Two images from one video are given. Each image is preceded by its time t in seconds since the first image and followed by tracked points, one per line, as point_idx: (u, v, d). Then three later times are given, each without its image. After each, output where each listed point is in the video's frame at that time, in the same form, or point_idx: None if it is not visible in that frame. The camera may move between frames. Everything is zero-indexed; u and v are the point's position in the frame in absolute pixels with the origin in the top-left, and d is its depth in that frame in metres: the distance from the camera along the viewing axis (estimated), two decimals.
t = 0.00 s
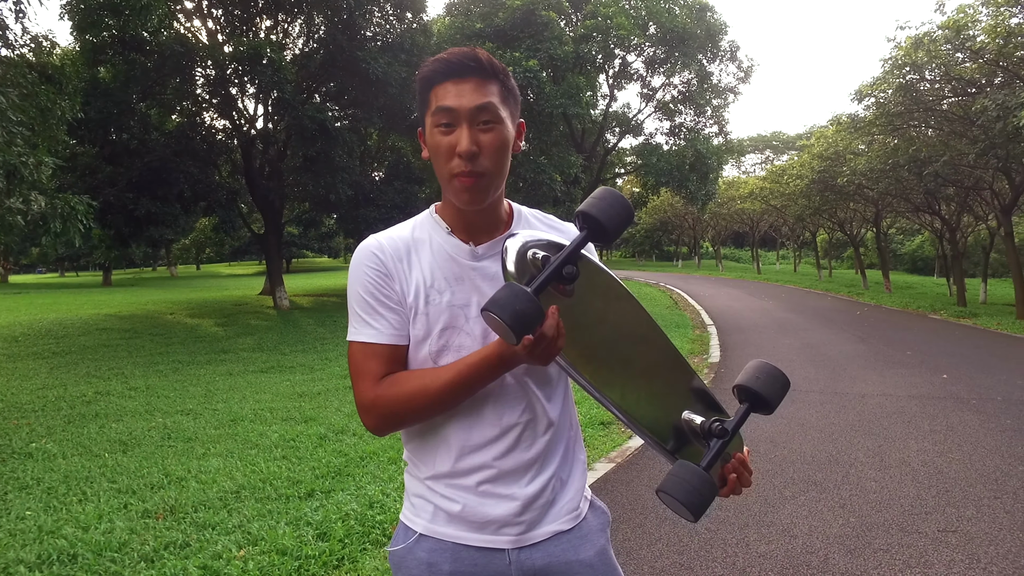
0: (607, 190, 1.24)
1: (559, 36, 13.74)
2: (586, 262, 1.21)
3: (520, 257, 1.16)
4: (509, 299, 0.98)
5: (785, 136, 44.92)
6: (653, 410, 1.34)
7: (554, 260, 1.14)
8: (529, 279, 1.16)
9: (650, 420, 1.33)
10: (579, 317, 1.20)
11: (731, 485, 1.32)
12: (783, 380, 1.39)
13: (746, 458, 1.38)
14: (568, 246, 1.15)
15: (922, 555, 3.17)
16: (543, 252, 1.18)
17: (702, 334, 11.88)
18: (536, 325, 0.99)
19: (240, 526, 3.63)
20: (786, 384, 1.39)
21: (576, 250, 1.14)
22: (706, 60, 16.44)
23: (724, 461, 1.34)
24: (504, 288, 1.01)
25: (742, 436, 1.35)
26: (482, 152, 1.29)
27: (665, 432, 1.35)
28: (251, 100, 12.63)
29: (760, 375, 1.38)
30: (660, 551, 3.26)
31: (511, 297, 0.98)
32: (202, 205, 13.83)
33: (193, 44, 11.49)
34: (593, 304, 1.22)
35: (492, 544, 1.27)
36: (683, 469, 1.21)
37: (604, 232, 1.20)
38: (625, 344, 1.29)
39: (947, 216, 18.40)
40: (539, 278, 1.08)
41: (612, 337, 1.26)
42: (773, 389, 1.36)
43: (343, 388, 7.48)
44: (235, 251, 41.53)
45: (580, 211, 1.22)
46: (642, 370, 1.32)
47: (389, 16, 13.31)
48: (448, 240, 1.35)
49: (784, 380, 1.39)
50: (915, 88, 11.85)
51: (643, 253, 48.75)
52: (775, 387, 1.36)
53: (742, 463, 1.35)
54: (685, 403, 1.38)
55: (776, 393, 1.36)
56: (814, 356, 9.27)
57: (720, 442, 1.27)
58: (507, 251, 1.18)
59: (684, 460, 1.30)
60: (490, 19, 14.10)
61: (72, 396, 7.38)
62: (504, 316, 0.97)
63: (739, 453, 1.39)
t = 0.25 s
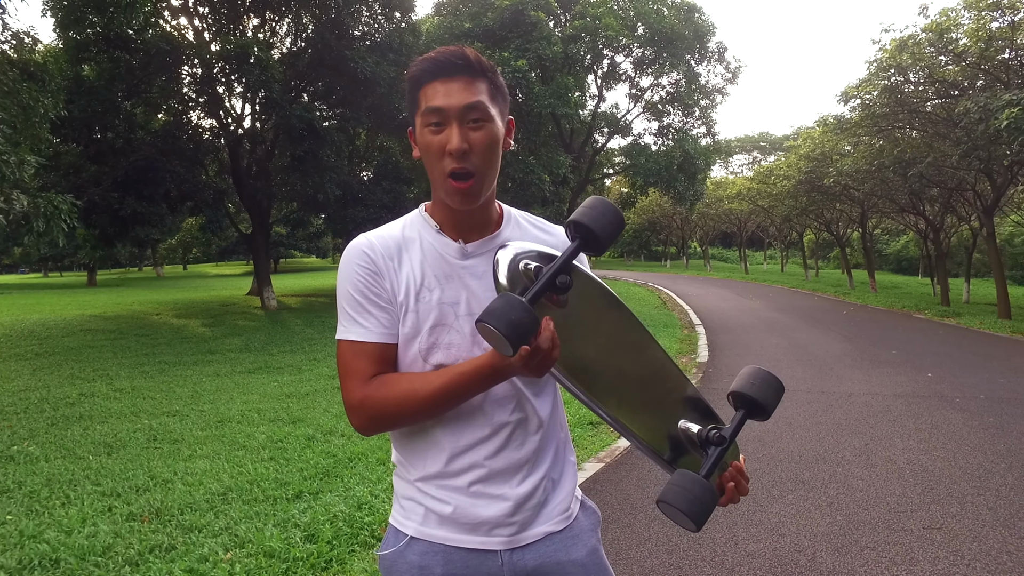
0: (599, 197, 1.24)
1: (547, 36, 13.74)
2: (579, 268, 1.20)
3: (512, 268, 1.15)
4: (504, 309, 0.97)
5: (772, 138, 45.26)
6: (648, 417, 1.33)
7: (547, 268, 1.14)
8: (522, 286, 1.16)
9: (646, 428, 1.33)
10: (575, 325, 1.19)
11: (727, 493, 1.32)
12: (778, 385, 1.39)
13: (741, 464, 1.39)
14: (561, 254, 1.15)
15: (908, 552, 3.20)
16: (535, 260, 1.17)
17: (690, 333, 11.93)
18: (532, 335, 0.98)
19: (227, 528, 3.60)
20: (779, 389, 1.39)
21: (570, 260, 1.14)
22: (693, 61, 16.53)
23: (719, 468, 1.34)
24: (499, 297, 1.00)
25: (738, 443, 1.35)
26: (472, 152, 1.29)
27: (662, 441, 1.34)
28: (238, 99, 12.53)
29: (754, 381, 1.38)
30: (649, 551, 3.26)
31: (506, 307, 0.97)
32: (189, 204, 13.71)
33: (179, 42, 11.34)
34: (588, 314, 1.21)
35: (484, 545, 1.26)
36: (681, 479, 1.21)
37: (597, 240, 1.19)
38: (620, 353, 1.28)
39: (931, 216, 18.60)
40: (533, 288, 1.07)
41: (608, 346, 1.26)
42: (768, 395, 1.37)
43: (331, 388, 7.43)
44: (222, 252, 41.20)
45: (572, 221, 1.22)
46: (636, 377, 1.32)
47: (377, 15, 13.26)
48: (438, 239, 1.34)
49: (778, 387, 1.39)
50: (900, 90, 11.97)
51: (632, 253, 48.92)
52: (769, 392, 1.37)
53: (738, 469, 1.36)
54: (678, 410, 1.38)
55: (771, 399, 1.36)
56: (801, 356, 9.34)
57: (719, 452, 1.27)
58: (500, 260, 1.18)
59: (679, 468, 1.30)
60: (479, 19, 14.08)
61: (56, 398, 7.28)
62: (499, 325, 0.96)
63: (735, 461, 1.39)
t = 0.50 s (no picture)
0: (594, 194, 1.23)
1: (538, 36, 13.73)
2: (573, 266, 1.20)
3: (507, 261, 1.15)
4: (496, 301, 0.97)
5: (762, 138, 45.48)
6: (640, 415, 1.33)
7: (541, 264, 1.14)
8: (516, 282, 1.15)
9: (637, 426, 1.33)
10: (566, 322, 1.19)
11: (718, 490, 1.33)
12: (770, 385, 1.39)
13: (733, 464, 1.39)
14: (555, 250, 1.14)
15: (897, 550, 3.22)
16: (529, 257, 1.16)
17: (681, 333, 11.98)
18: (524, 329, 0.98)
19: (217, 530, 3.57)
20: (771, 390, 1.40)
21: (564, 255, 1.14)
22: (684, 62, 16.58)
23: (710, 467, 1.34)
24: (492, 291, 0.99)
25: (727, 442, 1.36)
26: (467, 150, 1.28)
27: (653, 440, 1.34)
28: (228, 98, 12.46)
29: (746, 380, 1.39)
30: (641, 551, 3.27)
31: (498, 300, 0.97)
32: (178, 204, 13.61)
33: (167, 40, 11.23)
34: (582, 310, 1.21)
35: (482, 547, 1.25)
36: (672, 476, 1.20)
37: (590, 237, 1.19)
38: (613, 351, 1.28)
39: (919, 217, 18.75)
40: (527, 283, 1.07)
41: (600, 343, 1.26)
42: (759, 395, 1.37)
43: (322, 389, 7.39)
44: (211, 251, 40.95)
45: (568, 216, 1.21)
46: (629, 375, 1.32)
47: (368, 15, 13.21)
48: (433, 236, 1.34)
49: (771, 386, 1.40)
50: (888, 91, 12.06)
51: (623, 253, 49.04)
52: (761, 392, 1.37)
53: (729, 469, 1.36)
54: (672, 408, 1.39)
55: (763, 399, 1.37)
56: (792, 356, 9.39)
57: (709, 450, 1.28)
58: (493, 255, 1.17)
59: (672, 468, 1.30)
60: (471, 19, 14.05)
61: (43, 399, 7.20)
62: (491, 319, 0.95)
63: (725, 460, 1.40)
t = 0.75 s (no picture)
0: (587, 195, 1.23)
1: (531, 36, 13.72)
2: (567, 268, 1.20)
3: (500, 264, 1.15)
4: (491, 302, 0.96)
5: (754, 140, 45.65)
6: (636, 414, 1.33)
7: (535, 265, 1.13)
8: (510, 284, 1.15)
9: (634, 425, 1.33)
10: (562, 322, 1.19)
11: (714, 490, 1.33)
12: (765, 383, 1.40)
13: (729, 463, 1.39)
14: (549, 250, 1.14)
15: (888, 549, 3.24)
16: (523, 259, 1.16)
17: (674, 333, 12.00)
18: (518, 330, 0.97)
19: (208, 532, 3.55)
20: (766, 387, 1.40)
21: (557, 256, 1.14)
22: (677, 63, 16.62)
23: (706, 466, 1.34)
24: (485, 293, 0.99)
25: (724, 441, 1.35)
26: (462, 151, 1.28)
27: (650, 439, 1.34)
28: (220, 98, 12.40)
29: (741, 379, 1.39)
30: (634, 551, 3.27)
31: (492, 301, 0.97)
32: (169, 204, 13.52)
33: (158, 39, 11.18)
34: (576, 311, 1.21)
35: (482, 547, 1.25)
36: (668, 476, 1.20)
37: (584, 237, 1.19)
38: (609, 352, 1.28)
39: (909, 218, 18.87)
40: (520, 285, 1.07)
41: (596, 343, 1.26)
42: (754, 394, 1.37)
43: (314, 390, 7.36)
44: (202, 251, 40.71)
45: (559, 217, 1.21)
46: (624, 374, 1.32)
47: (360, 15, 13.17)
48: (429, 238, 1.33)
49: (765, 384, 1.40)
50: (879, 93, 12.12)
51: (616, 254, 49.13)
52: (756, 389, 1.38)
53: (726, 468, 1.36)
54: (667, 407, 1.39)
55: (757, 397, 1.37)
56: (783, 356, 9.42)
57: (704, 449, 1.28)
58: (487, 257, 1.17)
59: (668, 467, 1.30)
60: (463, 19, 14.03)
61: (32, 401, 7.13)
62: (485, 321, 0.95)
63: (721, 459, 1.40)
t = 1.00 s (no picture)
0: (586, 198, 1.23)
1: (525, 36, 13.71)
2: (566, 271, 1.19)
3: (500, 267, 1.14)
4: (489, 309, 0.96)
5: (747, 140, 45.79)
6: (636, 418, 1.33)
7: (534, 269, 1.13)
8: (509, 288, 1.14)
9: (633, 428, 1.33)
10: (561, 326, 1.19)
11: (713, 494, 1.32)
12: (765, 387, 1.39)
13: (729, 467, 1.39)
14: (548, 255, 1.13)
15: (881, 549, 3.25)
16: (522, 261, 1.16)
17: (667, 333, 12.03)
18: (518, 335, 0.97)
19: (200, 534, 3.52)
20: (766, 391, 1.40)
21: (557, 260, 1.13)
22: (670, 63, 16.65)
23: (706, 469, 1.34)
24: (483, 299, 0.98)
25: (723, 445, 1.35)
26: (463, 151, 1.27)
27: (649, 443, 1.34)
28: (212, 97, 12.33)
29: (741, 383, 1.39)
30: (628, 551, 3.27)
31: (492, 306, 0.96)
32: (161, 204, 13.44)
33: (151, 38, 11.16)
34: (576, 315, 1.21)
35: (481, 548, 1.24)
36: (666, 482, 1.20)
37: (585, 241, 1.19)
38: (608, 356, 1.28)
39: (901, 218, 18.98)
40: (520, 289, 1.06)
41: (596, 346, 1.25)
42: (754, 399, 1.37)
43: (308, 390, 7.32)
44: (195, 251, 40.52)
45: (558, 221, 1.21)
46: (624, 377, 1.31)
47: (354, 14, 13.12)
48: (429, 238, 1.33)
49: (767, 390, 1.39)
50: (871, 94, 12.19)
51: (609, 254, 49.18)
52: (756, 394, 1.37)
53: (725, 471, 1.36)
54: (667, 411, 1.38)
55: (757, 401, 1.37)
56: (777, 356, 9.45)
57: (704, 454, 1.28)
58: (488, 260, 1.16)
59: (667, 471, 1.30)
60: (457, 19, 14.00)
61: (22, 402, 7.07)
62: (484, 326, 0.94)
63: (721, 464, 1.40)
